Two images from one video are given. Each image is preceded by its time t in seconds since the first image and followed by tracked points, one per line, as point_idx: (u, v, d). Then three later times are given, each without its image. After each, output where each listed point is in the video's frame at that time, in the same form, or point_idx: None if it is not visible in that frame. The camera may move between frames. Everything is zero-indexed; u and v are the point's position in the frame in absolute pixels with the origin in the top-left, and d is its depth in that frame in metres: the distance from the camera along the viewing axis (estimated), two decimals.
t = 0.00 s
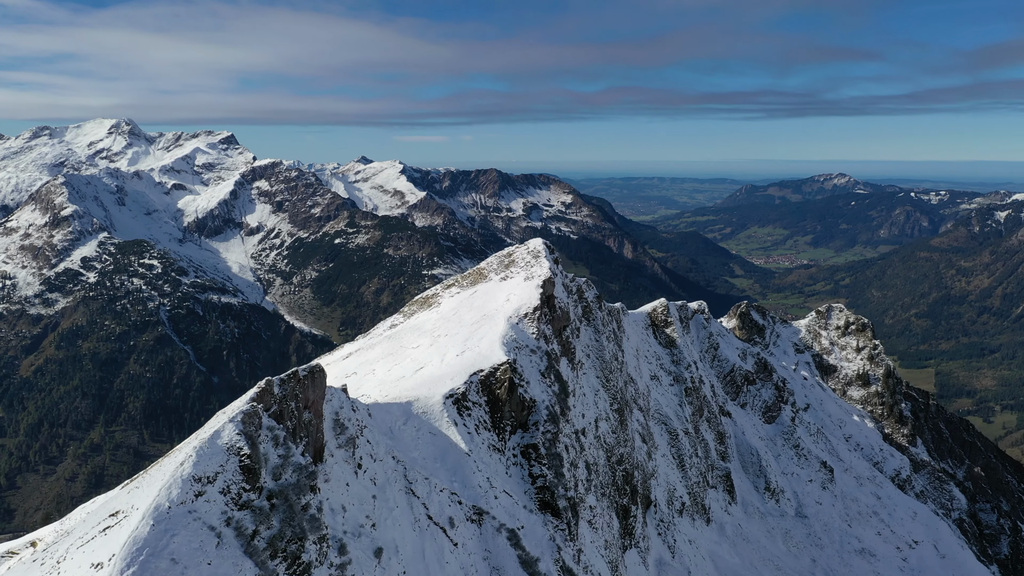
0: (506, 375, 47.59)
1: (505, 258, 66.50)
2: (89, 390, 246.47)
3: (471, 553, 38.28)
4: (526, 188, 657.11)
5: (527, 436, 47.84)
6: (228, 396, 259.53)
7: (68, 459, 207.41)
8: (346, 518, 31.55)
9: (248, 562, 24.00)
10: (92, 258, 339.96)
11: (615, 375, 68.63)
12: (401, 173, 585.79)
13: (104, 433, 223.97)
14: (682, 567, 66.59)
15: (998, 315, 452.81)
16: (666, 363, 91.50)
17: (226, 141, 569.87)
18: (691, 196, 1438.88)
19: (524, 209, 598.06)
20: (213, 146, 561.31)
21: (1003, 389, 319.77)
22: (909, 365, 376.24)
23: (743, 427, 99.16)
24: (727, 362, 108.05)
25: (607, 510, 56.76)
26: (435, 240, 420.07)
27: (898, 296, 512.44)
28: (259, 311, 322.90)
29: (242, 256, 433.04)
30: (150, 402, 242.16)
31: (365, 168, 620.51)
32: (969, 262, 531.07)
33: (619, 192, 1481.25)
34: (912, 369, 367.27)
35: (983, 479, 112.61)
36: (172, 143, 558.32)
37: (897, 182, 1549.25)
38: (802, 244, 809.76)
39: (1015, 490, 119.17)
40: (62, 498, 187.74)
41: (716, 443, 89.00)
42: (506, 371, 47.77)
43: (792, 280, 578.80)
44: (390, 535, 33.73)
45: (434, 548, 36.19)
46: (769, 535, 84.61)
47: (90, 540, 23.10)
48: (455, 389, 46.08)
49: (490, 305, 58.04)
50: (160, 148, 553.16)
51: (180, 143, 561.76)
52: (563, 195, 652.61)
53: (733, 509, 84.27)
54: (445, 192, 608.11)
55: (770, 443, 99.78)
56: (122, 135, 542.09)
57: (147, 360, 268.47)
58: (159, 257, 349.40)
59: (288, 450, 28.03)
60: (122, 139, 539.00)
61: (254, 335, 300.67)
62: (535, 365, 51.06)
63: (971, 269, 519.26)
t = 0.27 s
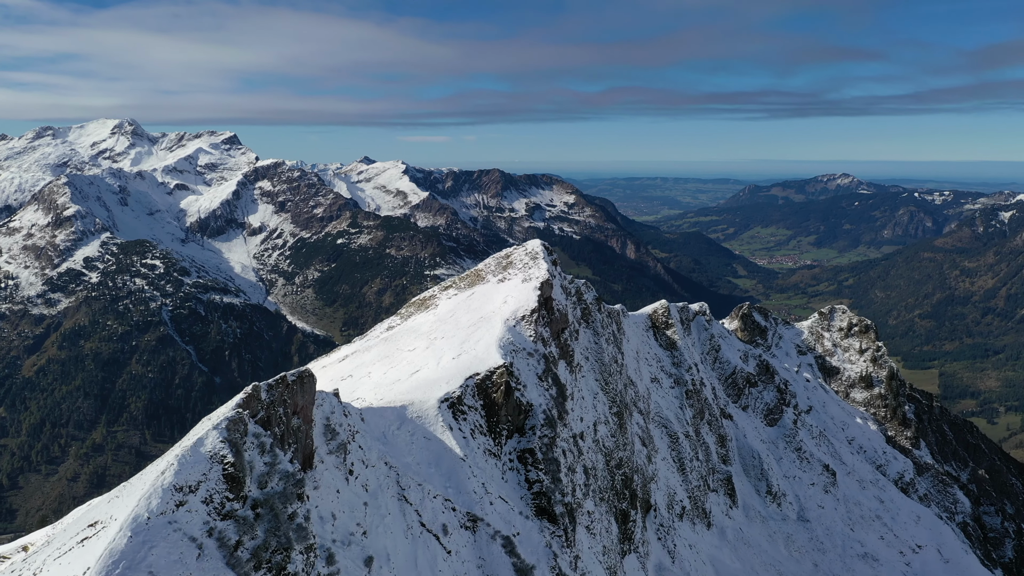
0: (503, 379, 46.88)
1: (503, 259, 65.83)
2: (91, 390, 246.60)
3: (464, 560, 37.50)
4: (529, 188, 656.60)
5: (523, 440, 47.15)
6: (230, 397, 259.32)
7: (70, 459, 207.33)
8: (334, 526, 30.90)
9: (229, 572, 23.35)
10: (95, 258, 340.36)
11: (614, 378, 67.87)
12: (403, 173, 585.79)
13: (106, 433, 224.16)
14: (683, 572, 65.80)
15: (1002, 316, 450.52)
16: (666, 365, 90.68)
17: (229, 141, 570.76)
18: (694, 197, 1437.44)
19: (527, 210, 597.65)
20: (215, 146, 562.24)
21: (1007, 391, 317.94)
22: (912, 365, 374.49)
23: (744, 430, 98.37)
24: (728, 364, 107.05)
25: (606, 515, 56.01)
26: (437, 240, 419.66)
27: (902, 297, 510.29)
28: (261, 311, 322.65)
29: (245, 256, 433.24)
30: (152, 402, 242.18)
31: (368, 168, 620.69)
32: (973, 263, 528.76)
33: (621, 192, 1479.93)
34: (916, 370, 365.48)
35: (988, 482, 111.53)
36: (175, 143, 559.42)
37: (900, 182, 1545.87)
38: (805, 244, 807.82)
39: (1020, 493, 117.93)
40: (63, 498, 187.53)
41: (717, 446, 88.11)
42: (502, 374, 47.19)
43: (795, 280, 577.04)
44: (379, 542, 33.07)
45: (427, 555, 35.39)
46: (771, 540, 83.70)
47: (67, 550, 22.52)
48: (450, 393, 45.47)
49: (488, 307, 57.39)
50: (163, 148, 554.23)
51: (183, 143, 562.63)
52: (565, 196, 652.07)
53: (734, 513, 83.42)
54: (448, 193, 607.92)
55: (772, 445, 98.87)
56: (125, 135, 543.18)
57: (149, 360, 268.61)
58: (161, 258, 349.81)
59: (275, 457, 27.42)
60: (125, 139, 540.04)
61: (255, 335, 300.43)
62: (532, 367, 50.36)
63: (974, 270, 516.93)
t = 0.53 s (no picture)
0: (498, 383, 46.25)
1: (500, 261, 65.14)
2: (92, 391, 246.54)
3: (458, 569, 36.77)
4: (532, 188, 655.75)
5: (520, 445, 46.45)
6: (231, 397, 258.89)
7: (72, 459, 207.32)
8: (324, 535, 30.19)
9: None
10: (97, 258, 340.58)
11: (613, 381, 67.04)
12: (406, 173, 585.58)
13: (108, 433, 224.14)
14: None
15: (1006, 316, 448.14)
16: (667, 367, 89.90)
17: (231, 141, 571.41)
18: (697, 197, 1434.90)
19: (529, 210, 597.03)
20: (218, 146, 562.97)
21: (1012, 392, 315.79)
22: (916, 366, 372.68)
23: (745, 433, 97.53)
24: (730, 366, 106.24)
25: (604, 520, 55.22)
26: (439, 240, 419.11)
27: (905, 297, 508.26)
28: (263, 312, 322.39)
29: (247, 257, 433.37)
30: (154, 402, 242.14)
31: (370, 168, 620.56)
32: (977, 263, 526.32)
33: (624, 192, 1478.35)
34: (920, 371, 363.66)
35: (992, 485, 110.39)
36: (178, 143, 560.19)
37: (904, 183, 1540.63)
38: (808, 244, 805.58)
39: None
40: (64, 498, 187.46)
41: (718, 449, 87.35)
42: (498, 378, 46.50)
43: (799, 281, 575.23)
44: (368, 550, 32.31)
45: (419, 564, 34.68)
46: (772, 544, 82.95)
47: (43, 561, 21.99)
48: (445, 397, 44.77)
49: (484, 310, 56.69)
50: (166, 148, 554.95)
51: (186, 143, 563.26)
52: (568, 196, 651.25)
53: (735, 517, 82.63)
54: (451, 193, 607.51)
55: (774, 449, 98.00)
56: (128, 135, 544.03)
57: (151, 360, 268.56)
58: (163, 258, 350.18)
59: (260, 464, 26.82)
60: (128, 139, 540.86)
61: (257, 335, 300.15)
62: (529, 371, 49.64)
63: (978, 271, 514.64)
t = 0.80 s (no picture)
0: (494, 387, 45.50)
1: (498, 262, 64.32)
2: (94, 391, 246.39)
3: None
4: (535, 189, 654.71)
5: (515, 450, 45.69)
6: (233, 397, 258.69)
7: (74, 459, 207.33)
8: (311, 545, 29.46)
9: None
10: (99, 258, 340.85)
11: (612, 384, 66.10)
12: (409, 173, 585.28)
13: (110, 433, 224.04)
14: None
15: (1011, 317, 445.45)
16: (667, 370, 89.05)
17: (234, 141, 571.91)
18: (701, 197, 1432.30)
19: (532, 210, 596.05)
20: (221, 146, 563.41)
21: (1017, 393, 313.68)
22: (920, 367, 370.74)
23: (747, 436, 96.54)
24: (731, 368, 105.16)
25: (602, 525, 54.34)
26: (442, 241, 418.60)
27: (909, 298, 505.92)
28: (265, 312, 322.03)
29: (250, 257, 433.33)
30: (156, 403, 242.04)
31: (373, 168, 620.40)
32: (981, 264, 523.61)
33: (628, 193, 1476.05)
34: (923, 372, 361.68)
35: (996, 489, 109.20)
36: (181, 143, 560.71)
37: (908, 183, 1536.57)
38: (812, 245, 803.09)
39: None
40: (66, 498, 187.10)
41: (719, 452, 86.44)
42: (493, 383, 45.74)
43: (802, 281, 573.11)
44: (357, 559, 31.63)
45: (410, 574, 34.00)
46: (774, 549, 82.04)
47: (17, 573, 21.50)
48: (439, 402, 44.02)
49: (481, 312, 55.92)
50: (169, 148, 555.47)
51: (189, 143, 563.78)
52: (571, 196, 650.25)
53: (736, 521, 81.73)
54: (453, 193, 606.93)
55: (775, 452, 96.98)
56: (131, 135, 544.70)
57: (153, 360, 268.52)
58: (165, 258, 350.48)
59: (243, 473, 26.15)
60: (131, 139, 541.53)
61: (260, 336, 299.90)
62: (526, 375, 48.80)
63: (982, 271, 512.04)
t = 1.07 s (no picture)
0: (489, 391, 44.90)
1: (495, 264, 63.66)
2: (96, 390, 246.23)
3: None
4: (537, 189, 653.87)
5: (511, 455, 45.01)
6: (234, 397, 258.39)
7: (76, 459, 207.25)
8: (298, 554, 28.73)
9: None
10: (101, 258, 341.06)
11: (611, 387, 65.30)
12: (411, 173, 584.96)
13: (111, 433, 223.94)
14: None
15: (1015, 318, 442.68)
16: (668, 373, 88.29)
17: (237, 141, 572.32)
18: (704, 198, 1430.04)
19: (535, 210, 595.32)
20: (224, 146, 563.98)
21: (1020, 395, 311.67)
22: (923, 368, 368.87)
23: (748, 439, 95.77)
24: (732, 371, 104.32)
25: (600, 530, 53.61)
26: (444, 241, 418.00)
27: (913, 299, 503.76)
28: (267, 312, 321.53)
29: (252, 257, 433.27)
30: (157, 402, 241.78)
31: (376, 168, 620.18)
32: (985, 265, 521.04)
33: (631, 193, 1474.37)
34: (927, 373, 359.87)
35: (1000, 492, 108.10)
36: (184, 143, 561.36)
37: (911, 184, 1533.48)
38: (815, 246, 800.81)
39: None
40: (67, 498, 186.86)
41: (720, 456, 85.61)
42: (488, 386, 45.18)
43: (806, 282, 571.22)
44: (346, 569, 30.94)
45: None
46: (775, 553, 81.23)
47: None
48: (433, 406, 43.32)
49: (477, 314, 55.30)
50: (172, 148, 556.06)
51: (191, 143, 564.37)
52: (574, 197, 649.42)
53: (737, 525, 80.89)
54: (456, 193, 606.38)
55: (777, 455, 96.11)
56: (134, 135, 545.42)
57: (154, 360, 268.43)
58: (168, 258, 350.60)
59: (227, 481, 25.62)
60: (134, 139, 542.21)
61: (262, 335, 299.37)
62: (522, 379, 48.14)
63: (986, 272, 509.51)
